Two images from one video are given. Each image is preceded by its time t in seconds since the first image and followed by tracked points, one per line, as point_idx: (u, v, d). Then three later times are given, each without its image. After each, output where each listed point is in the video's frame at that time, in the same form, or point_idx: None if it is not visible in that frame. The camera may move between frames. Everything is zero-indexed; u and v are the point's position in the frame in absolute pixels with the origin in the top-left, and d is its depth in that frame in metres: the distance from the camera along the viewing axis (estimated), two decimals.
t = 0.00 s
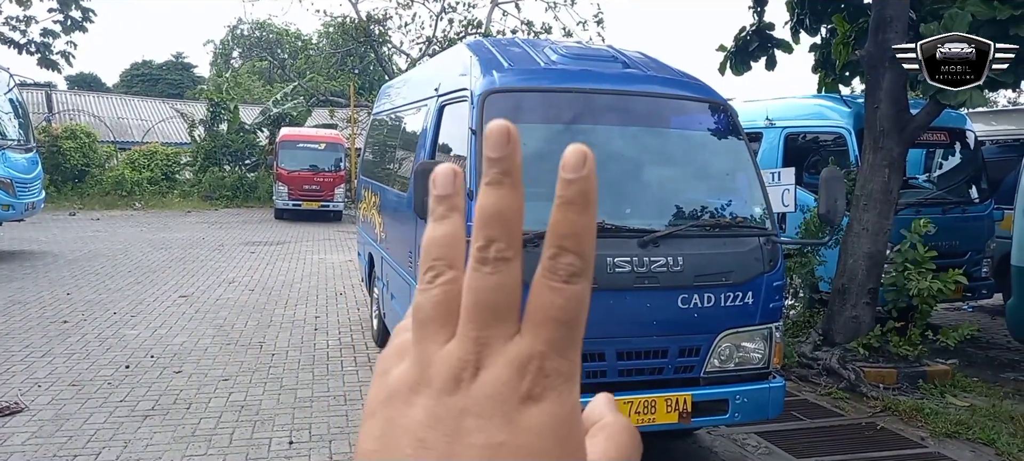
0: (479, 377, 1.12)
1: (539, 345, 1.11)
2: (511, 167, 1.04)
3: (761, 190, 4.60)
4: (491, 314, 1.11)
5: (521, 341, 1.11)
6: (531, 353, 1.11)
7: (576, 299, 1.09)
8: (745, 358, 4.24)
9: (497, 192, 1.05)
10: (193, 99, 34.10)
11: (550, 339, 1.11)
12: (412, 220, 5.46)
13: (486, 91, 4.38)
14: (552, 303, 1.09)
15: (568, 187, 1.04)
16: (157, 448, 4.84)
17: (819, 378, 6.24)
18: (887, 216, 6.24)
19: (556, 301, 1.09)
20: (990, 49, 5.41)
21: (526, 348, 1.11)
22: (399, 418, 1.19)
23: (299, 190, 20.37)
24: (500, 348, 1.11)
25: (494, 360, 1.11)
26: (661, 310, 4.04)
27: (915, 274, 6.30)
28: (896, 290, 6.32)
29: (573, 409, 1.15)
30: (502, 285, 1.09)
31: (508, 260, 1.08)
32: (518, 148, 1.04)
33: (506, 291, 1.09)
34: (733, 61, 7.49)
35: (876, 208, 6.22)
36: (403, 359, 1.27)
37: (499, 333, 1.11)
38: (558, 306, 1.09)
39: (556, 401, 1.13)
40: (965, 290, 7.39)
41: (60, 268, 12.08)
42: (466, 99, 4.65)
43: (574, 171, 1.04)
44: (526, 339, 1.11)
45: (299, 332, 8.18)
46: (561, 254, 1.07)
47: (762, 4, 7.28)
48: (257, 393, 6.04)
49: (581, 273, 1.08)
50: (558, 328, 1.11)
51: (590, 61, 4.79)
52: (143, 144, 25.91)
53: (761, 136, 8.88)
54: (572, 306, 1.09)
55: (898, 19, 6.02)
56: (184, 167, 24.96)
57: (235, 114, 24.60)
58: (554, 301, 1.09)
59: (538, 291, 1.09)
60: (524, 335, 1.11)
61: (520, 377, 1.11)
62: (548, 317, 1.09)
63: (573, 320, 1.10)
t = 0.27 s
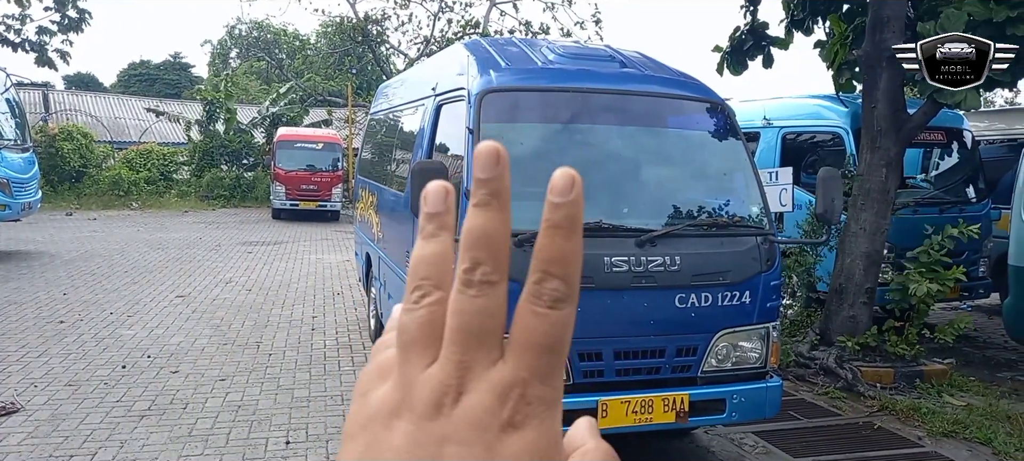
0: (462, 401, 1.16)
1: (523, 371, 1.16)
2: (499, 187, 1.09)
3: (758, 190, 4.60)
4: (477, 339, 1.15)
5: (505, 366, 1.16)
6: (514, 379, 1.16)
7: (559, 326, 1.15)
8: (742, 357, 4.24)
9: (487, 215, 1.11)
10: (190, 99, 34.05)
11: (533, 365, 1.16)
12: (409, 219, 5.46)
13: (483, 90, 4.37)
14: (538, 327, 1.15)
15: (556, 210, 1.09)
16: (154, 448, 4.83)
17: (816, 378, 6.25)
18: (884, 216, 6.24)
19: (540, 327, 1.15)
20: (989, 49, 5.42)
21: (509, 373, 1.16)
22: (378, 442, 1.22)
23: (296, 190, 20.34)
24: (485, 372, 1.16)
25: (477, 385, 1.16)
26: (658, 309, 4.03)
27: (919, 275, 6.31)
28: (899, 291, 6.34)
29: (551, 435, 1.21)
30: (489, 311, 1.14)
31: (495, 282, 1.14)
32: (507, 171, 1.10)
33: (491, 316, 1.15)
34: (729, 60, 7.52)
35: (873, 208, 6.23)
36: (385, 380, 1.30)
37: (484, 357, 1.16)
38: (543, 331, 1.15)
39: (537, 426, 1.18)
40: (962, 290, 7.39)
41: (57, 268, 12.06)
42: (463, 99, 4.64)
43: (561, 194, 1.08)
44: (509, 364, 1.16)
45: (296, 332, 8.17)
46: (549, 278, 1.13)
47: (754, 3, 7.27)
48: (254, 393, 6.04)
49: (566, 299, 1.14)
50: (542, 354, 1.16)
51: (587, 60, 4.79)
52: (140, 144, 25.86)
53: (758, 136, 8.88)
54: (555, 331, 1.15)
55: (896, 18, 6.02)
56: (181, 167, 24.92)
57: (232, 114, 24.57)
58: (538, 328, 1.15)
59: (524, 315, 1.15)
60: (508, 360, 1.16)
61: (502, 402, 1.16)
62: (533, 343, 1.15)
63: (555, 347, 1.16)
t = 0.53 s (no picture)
0: (414, 442, 1.13)
1: (468, 399, 1.11)
2: (399, 223, 1.08)
3: (757, 189, 4.59)
4: (415, 376, 1.12)
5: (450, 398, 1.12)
6: (461, 410, 1.11)
7: (498, 348, 1.09)
8: (741, 357, 4.24)
9: (397, 252, 1.09)
10: (188, 99, 34.00)
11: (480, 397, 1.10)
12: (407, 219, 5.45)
13: (481, 89, 4.35)
14: (471, 351, 1.08)
15: (465, 225, 1.00)
16: (151, 448, 4.81)
17: (815, 377, 6.24)
18: (883, 215, 6.23)
19: (476, 351, 1.08)
20: (990, 49, 5.42)
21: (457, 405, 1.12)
22: None
23: (294, 189, 20.30)
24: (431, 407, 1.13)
25: (426, 423, 1.13)
26: (657, 309, 4.02)
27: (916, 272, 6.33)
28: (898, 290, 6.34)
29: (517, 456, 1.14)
30: (418, 346, 1.11)
31: (414, 317, 1.10)
32: (404, 204, 1.09)
33: (419, 352, 1.11)
34: (727, 60, 7.51)
35: (872, 207, 6.22)
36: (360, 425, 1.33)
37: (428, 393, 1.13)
38: (479, 355, 1.08)
39: (496, 452, 1.13)
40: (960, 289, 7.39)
41: (54, 267, 12.03)
42: (461, 98, 4.63)
43: (465, 207, 1.00)
44: (453, 395, 1.12)
45: (294, 332, 8.15)
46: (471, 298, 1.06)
47: (753, 3, 7.26)
48: (252, 393, 6.02)
49: (491, 315, 1.07)
50: (484, 377, 1.10)
51: (585, 59, 4.78)
52: (137, 143, 25.82)
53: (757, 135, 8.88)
54: (495, 352, 1.08)
55: (894, 18, 6.02)
56: (179, 166, 24.88)
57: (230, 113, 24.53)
58: (473, 352, 1.08)
59: (458, 343, 1.08)
60: (452, 390, 1.12)
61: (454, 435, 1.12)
62: (471, 368, 1.09)
63: (496, 369, 1.10)
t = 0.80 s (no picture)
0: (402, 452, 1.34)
1: (453, 411, 1.31)
2: (385, 264, 1.31)
3: (756, 189, 4.58)
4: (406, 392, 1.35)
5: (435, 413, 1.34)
6: (445, 422, 1.32)
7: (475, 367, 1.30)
8: (740, 357, 4.24)
9: (384, 287, 1.33)
10: (186, 98, 33.96)
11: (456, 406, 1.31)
12: (406, 219, 5.44)
13: (480, 88, 4.35)
14: (456, 367, 1.30)
15: (450, 258, 1.25)
16: (149, 448, 4.80)
17: (814, 377, 6.25)
18: (882, 215, 6.23)
19: (462, 367, 1.30)
20: (990, 49, 5.42)
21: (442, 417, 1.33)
22: None
23: (292, 189, 20.27)
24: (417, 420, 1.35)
25: (412, 434, 1.34)
26: (656, 309, 4.01)
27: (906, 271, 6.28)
28: (886, 288, 6.28)
29: None
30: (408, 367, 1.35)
31: (398, 343, 1.34)
32: (386, 249, 1.32)
33: (403, 373, 1.35)
34: (725, 61, 7.50)
35: (870, 207, 6.22)
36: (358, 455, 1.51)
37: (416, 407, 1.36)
38: (463, 370, 1.30)
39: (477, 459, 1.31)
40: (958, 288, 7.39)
41: (52, 267, 12.01)
42: (460, 97, 4.62)
43: (449, 242, 1.23)
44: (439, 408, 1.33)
45: (292, 332, 8.13)
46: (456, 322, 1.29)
47: (754, 5, 7.26)
48: (250, 393, 6.01)
49: (473, 335, 1.29)
50: (465, 391, 1.31)
51: (584, 58, 4.77)
52: (135, 143, 25.78)
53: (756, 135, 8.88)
54: (477, 367, 1.30)
55: (893, 18, 6.02)
56: (177, 166, 24.86)
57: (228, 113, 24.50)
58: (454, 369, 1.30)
59: (445, 360, 1.30)
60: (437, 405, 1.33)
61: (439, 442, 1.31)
62: (454, 383, 1.30)
63: (475, 382, 1.31)
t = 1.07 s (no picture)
0: None
1: None
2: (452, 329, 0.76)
3: (754, 190, 4.59)
4: (370, 382, 0.78)
5: (408, 414, 0.75)
6: None
7: (502, 382, 0.77)
8: (738, 357, 4.25)
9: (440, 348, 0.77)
10: (184, 99, 33.98)
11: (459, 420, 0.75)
12: (405, 219, 5.45)
13: (478, 89, 4.36)
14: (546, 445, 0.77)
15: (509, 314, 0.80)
16: (147, 450, 4.81)
17: (812, 378, 6.25)
18: (879, 216, 6.24)
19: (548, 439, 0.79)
20: (990, 49, 5.45)
21: (413, 439, 0.74)
22: None
23: (291, 190, 20.29)
24: (373, 427, 0.76)
25: None
26: (654, 310, 4.02)
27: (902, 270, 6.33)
28: (886, 291, 6.36)
29: None
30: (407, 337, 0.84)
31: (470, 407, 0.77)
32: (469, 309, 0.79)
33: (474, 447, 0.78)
34: (723, 61, 7.50)
35: (868, 207, 6.22)
36: None
37: (375, 415, 0.76)
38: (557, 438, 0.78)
39: None
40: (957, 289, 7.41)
41: (51, 268, 12.02)
42: (458, 98, 4.63)
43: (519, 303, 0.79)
44: None
45: (290, 333, 8.14)
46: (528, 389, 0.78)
47: (753, 8, 7.28)
48: (248, 394, 6.01)
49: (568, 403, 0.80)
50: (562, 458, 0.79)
51: (582, 60, 4.78)
52: (134, 144, 25.79)
53: (754, 136, 8.89)
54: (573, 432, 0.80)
55: (890, 18, 6.03)
56: (176, 167, 24.87)
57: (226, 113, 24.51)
58: (471, 366, 0.77)
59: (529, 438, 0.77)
60: None
61: None
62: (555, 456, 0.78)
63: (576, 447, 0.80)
